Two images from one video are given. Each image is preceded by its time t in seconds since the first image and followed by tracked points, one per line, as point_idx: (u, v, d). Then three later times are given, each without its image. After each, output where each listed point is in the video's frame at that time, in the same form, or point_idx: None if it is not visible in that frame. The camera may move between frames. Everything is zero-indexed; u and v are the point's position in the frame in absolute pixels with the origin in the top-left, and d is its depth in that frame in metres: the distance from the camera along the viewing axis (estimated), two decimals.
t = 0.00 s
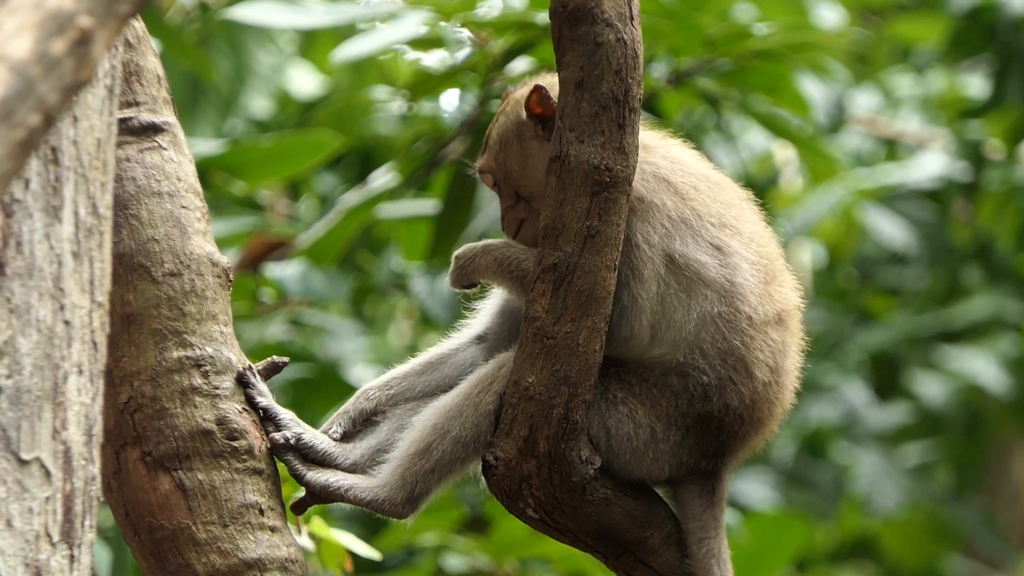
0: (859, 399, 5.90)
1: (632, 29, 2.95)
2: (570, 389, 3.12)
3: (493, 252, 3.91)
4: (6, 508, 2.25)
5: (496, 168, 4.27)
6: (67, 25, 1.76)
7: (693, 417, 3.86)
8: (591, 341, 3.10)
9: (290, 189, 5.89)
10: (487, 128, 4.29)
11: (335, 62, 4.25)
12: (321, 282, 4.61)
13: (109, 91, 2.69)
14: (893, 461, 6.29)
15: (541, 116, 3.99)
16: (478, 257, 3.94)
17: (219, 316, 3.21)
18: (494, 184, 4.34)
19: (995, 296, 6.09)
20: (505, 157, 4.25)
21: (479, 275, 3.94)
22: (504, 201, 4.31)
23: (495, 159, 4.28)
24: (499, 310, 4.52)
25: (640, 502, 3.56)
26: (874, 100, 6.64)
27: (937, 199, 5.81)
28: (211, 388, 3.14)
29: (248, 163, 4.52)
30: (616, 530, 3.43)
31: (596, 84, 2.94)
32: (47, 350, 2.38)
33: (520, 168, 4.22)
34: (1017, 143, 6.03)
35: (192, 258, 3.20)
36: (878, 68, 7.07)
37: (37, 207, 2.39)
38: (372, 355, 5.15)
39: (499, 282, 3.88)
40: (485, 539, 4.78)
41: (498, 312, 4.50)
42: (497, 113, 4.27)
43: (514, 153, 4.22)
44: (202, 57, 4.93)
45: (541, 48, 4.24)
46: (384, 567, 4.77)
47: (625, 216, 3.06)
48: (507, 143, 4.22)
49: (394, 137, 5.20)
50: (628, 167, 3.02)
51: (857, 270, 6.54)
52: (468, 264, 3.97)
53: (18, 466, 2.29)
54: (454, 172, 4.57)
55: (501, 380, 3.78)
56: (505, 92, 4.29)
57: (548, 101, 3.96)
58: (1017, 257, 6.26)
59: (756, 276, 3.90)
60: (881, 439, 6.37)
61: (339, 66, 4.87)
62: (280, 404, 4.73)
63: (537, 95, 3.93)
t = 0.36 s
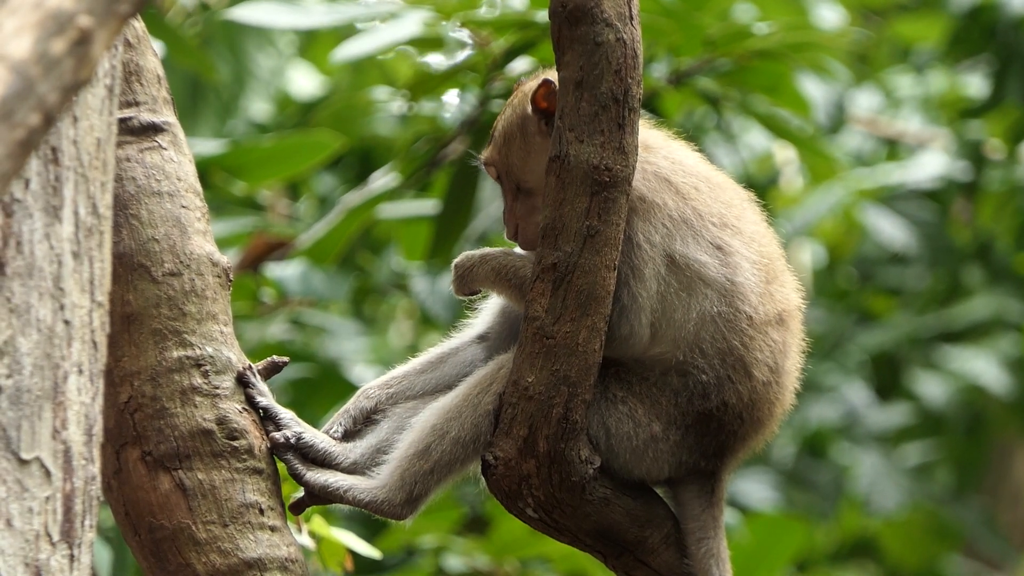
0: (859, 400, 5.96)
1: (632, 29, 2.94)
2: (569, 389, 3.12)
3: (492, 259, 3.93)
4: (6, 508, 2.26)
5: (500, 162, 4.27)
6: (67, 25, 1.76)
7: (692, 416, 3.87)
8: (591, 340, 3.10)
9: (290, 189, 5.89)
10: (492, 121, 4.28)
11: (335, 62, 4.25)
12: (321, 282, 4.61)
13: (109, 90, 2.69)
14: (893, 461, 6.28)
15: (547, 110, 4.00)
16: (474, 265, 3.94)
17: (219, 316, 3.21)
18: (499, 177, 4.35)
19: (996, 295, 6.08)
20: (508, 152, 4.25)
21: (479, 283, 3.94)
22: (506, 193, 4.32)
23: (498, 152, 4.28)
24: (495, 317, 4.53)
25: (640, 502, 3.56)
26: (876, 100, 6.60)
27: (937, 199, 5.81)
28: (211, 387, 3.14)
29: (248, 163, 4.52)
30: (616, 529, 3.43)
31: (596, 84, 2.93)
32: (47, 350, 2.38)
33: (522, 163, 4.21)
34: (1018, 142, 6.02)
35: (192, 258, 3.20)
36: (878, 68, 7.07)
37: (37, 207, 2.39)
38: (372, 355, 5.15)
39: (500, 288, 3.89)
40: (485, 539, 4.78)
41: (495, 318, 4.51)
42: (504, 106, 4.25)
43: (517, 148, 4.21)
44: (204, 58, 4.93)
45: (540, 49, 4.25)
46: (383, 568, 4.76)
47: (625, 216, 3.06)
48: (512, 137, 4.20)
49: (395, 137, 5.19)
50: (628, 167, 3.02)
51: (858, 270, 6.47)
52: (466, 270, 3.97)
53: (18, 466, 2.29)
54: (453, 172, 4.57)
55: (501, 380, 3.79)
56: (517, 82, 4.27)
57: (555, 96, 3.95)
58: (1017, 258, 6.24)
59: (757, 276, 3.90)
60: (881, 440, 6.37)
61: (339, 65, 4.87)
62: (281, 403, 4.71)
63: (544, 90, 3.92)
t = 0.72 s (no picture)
0: (856, 399, 6.03)
1: (630, 28, 2.94)
2: (568, 388, 3.11)
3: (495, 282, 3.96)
4: (4, 508, 2.25)
5: (497, 163, 4.26)
6: (63, 24, 1.75)
7: (691, 415, 3.87)
8: (589, 340, 3.10)
9: (288, 189, 5.88)
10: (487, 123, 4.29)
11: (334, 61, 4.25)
12: (320, 281, 4.61)
13: (107, 90, 2.69)
14: (892, 461, 6.27)
15: (546, 110, 4.03)
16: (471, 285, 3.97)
17: (217, 315, 3.21)
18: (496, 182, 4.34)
19: (996, 295, 6.07)
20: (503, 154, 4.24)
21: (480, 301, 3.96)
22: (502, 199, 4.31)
23: (495, 153, 4.26)
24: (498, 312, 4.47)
25: (638, 502, 3.56)
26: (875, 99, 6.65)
27: (935, 198, 5.81)
28: (209, 387, 3.14)
29: (246, 163, 4.51)
30: (614, 529, 3.43)
31: (593, 83, 2.93)
32: (45, 350, 2.37)
33: (521, 162, 4.20)
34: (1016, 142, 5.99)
35: (190, 258, 3.20)
36: (877, 67, 7.06)
37: (35, 207, 2.39)
38: (371, 355, 5.14)
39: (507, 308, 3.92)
40: (484, 539, 4.76)
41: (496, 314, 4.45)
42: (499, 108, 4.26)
43: (515, 149, 4.21)
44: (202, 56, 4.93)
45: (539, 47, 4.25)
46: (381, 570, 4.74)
47: (623, 216, 3.06)
48: (510, 137, 4.20)
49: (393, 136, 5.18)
50: (626, 167, 3.02)
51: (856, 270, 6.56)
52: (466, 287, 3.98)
53: (15, 466, 2.29)
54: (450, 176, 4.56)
55: (499, 379, 3.79)
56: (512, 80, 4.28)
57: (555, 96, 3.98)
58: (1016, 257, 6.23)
59: (754, 274, 3.89)
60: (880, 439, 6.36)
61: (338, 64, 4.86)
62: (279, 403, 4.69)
63: (545, 90, 3.97)
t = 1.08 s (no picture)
0: (853, 399, 5.97)
1: (630, 28, 2.95)
2: (567, 388, 3.10)
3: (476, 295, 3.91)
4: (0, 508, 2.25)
5: (488, 159, 4.21)
6: (60, 24, 1.76)
7: (690, 412, 3.86)
8: (588, 340, 3.09)
9: (287, 190, 5.88)
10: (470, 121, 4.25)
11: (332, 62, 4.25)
12: (318, 282, 4.61)
13: (103, 91, 2.69)
14: (892, 461, 6.27)
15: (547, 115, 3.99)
16: (458, 300, 3.93)
17: (214, 316, 3.21)
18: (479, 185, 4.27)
19: (995, 295, 6.07)
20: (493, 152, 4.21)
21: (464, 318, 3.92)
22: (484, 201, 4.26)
23: (485, 150, 4.21)
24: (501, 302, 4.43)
25: (638, 501, 3.55)
26: (873, 100, 6.74)
27: (934, 199, 5.80)
28: (206, 388, 3.13)
29: (244, 164, 4.51)
30: (614, 528, 3.42)
31: (593, 83, 2.93)
32: (42, 350, 2.37)
33: (517, 162, 4.18)
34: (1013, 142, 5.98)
35: (187, 258, 3.20)
36: (876, 68, 7.06)
37: (32, 207, 2.39)
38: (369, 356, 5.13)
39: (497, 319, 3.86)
40: (482, 540, 4.76)
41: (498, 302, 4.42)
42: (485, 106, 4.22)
43: (512, 149, 4.18)
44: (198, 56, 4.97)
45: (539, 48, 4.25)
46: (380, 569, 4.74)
47: (622, 215, 3.06)
48: (506, 137, 4.17)
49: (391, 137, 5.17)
50: (626, 166, 3.02)
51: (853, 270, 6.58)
52: (434, 313, 3.95)
53: (12, 466, 2.29)
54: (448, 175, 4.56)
55: (497, 380, 3.78)
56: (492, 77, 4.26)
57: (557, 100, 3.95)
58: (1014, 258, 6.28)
59: (749, 268, 3.89)
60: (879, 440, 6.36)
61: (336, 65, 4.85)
62: (278, 405, 4.70)
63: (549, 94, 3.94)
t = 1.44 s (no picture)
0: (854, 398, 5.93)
1: (628, 27, 2.95)
2: (566, 387, 3.10)
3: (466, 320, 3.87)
4: None
5: (495, 168, 4.17)
6: (58, 23, 1.76)
7: (689, 413, 3.85)
8: (588, 339, 3.09)
9: (286, 189, 5.87)
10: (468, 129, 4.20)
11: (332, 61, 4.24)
12: (317, 281, 4.58)
13: (101, 90, 2.68)
14: (892, 461, 6.26)
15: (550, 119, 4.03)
16: (453, 323, 3.88)
17: (213, 315, 3.21)
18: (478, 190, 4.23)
19: (995, 295, 6.06)
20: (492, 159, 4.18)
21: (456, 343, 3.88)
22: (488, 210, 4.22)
23: (491, 159, 4.17)
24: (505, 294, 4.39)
25: (638, 501, 3.55)
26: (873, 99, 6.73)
27: (934, 198, 5.80)
28: (206, 387, 3.13)
29: (244, 164, 4.50)
30: (613, 527, 3.42)
31: (592, 82, 2.93)
32: (41, 349, 2.37)
33: (525, 169, 4.15)
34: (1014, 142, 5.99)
35: (186, 257, 3.20)
36: (875, 68, 7.06)
37: (30, 206, 2.39)
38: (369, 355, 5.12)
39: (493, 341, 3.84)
40: (481, 540, 4.75)
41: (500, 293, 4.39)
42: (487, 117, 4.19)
43: (518, 157, 4.16)
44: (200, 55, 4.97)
45: (539, 45, 4.24)
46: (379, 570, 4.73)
47: (622, 214, 3.05)
48: (513, 145, 4.15)
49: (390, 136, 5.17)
50: (625, 165, 3.01)
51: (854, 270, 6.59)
52: (419, 350, 3.85)
53: (11, 465, 2.28)
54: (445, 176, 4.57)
55: (496, 379, 3.79)
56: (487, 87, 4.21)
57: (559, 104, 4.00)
58: (1015, 257, 6.20)
59: (752, 271, 3.89)
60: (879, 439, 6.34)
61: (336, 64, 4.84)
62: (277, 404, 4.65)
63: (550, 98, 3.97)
